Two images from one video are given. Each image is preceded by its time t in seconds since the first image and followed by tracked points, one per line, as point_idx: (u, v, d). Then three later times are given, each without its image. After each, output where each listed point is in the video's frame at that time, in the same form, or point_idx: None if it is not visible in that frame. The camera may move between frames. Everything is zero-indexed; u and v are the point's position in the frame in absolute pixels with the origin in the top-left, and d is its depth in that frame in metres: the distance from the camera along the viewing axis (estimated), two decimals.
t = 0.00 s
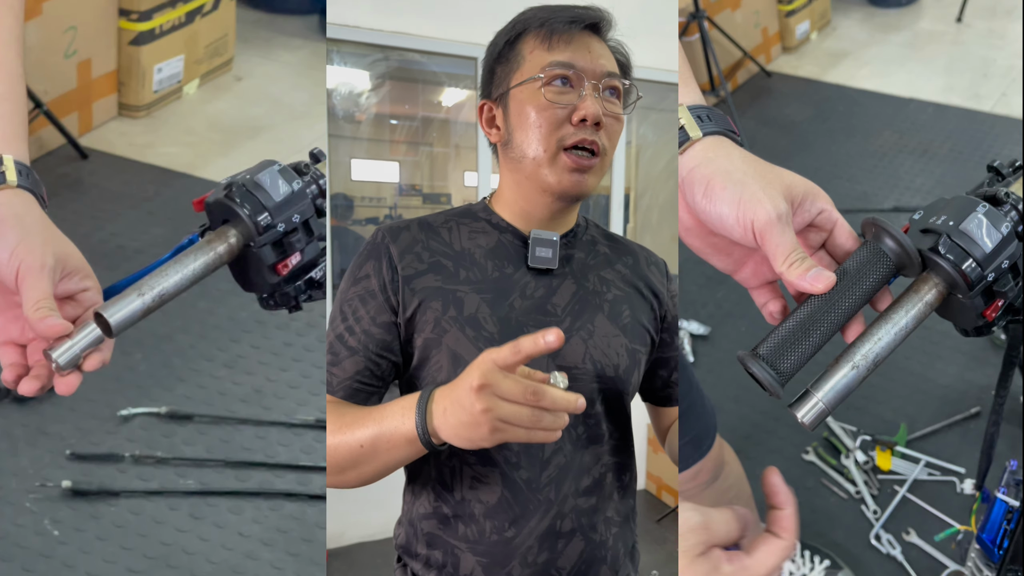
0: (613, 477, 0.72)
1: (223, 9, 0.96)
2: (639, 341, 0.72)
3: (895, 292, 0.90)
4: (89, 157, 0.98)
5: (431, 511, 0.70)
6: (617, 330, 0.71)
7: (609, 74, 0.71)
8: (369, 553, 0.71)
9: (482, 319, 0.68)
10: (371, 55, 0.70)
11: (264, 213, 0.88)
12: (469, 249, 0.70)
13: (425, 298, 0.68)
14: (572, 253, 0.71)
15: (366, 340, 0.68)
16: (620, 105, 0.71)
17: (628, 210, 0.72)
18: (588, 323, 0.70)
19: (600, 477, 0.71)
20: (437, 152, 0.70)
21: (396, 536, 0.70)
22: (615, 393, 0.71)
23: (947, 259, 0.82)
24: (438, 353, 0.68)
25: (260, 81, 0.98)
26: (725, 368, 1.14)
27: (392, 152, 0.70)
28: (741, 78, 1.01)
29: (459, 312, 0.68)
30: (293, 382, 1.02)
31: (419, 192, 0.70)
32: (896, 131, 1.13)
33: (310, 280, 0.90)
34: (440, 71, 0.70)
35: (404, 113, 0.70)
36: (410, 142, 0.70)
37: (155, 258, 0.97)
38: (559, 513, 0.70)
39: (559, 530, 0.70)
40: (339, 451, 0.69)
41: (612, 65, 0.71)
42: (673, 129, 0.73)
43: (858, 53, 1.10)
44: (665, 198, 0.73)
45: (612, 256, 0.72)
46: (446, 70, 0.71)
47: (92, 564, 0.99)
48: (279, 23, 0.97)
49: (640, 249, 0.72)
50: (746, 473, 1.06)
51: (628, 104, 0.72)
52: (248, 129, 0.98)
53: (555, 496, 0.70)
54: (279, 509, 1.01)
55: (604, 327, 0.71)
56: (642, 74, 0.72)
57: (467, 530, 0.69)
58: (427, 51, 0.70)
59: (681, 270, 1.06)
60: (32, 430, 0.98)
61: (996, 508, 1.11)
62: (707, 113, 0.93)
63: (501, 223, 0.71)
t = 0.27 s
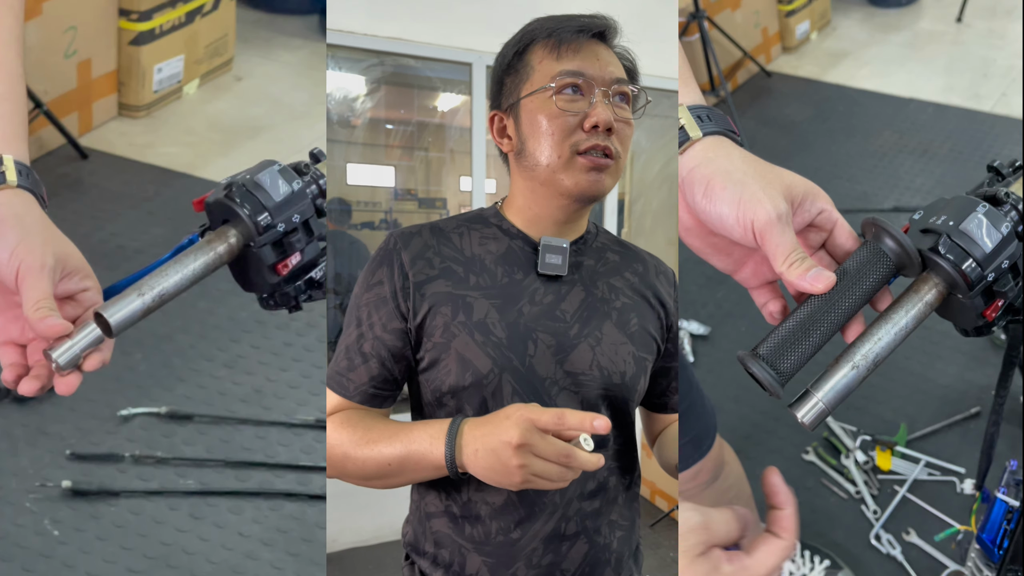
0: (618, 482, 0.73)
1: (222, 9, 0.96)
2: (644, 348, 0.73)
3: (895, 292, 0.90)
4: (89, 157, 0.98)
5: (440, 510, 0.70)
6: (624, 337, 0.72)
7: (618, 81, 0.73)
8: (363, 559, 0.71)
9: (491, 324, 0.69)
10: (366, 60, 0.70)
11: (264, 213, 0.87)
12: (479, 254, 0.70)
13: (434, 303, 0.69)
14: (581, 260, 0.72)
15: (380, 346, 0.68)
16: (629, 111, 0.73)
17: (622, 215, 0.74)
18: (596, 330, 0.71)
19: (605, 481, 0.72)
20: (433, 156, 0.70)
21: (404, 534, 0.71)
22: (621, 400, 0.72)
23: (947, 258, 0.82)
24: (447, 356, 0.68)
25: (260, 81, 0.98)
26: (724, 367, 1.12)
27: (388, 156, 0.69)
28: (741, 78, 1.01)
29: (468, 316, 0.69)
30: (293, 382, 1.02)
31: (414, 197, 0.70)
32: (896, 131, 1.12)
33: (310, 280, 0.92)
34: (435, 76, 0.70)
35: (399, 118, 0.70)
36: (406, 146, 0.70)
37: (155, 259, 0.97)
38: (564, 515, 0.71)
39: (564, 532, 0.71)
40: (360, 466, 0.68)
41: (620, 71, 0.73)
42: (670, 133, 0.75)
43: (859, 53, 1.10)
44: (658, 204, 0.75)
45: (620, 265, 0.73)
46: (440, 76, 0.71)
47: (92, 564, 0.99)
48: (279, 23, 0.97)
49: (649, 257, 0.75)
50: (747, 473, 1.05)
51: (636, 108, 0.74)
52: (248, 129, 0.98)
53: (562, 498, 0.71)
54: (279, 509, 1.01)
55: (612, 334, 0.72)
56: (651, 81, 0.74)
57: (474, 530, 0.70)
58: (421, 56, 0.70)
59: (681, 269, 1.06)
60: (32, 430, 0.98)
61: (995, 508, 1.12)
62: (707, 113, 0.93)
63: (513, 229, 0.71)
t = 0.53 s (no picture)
0: (620, 481, 0.75)
1: (222, 9, 0.96)
2: (650, 354, 0.76)
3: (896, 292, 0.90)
4: (89, 157, 0.98)
5: (446, 503, 0.74)
6: (630, 343, 0.75)
7: (603, 85, 0.75)
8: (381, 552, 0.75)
9: (502, 325, 0.73)
10: (361, 63, 0.73)
11: (264, 213, 0.88)
12: (492, 257, 0.74)
13: (448, 303, 0.73)
14: (591, 266, 0.76)
15: (393, 342, 0.72)
16: (615, 116, 0.75)
17: (616, 217, 0.77)
18: (602, 334, 0.75)
19: (605, 481, 0.75)
20: (426, 160, 0.73)
21: (410, 525, 0.74)
22: (626, 404, 0.75)
23: (947, 259, 0.81)
24: (459, 356, 0.72)
25: (260, 81, 0.98)
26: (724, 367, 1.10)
27: (382, 159, 0.73)
28: (741, 78, 1.01)
29: (480, 318, 0.73)
30: (293, 382, 1.02)
31: (408, 200, 0.73)
32: (896, 131, 1.13)
33: (310, 280, 0.93)
34: (429, 80, 0.74)
35: (393, 122, 0.73)
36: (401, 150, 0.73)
37: (155, 258, 0.97)
38: (566, 512, 0.74)
39: (565, 529, 0.74)
40: (367, 452, 0.72)
41: (607, 77, 0.75)
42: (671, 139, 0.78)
43: (858, 53, 1.10)
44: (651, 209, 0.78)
45: (628, 271, 0.77)
46: (435, 80, 0.74)
47: (92, 564, 0.98)
48: (279, 23, 0.97)
49: (659, 265, 0.77)
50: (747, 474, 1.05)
51: (621, 112, 0.75)
52: (248, 129, 0.98)
53: (563, 497, 0.74)
54: (279, 509, 1.01)
55: (619, 339, 0.75)
56: (661, 90, 0.77)
57: (477, 524, 0.73)
58: (416, 60, 0.74)
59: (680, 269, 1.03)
60: (32, 430, 0.98)
61: (996, 508, 1.12)
62: (707, 113, 0.93)
63: (524, 233, 0.75)
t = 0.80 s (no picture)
0: (616, 484, 0.72)
1: (222, 9, 0.96)
2: (652, 361, 0.73)
3: (895, 292, 0.90)
4: (89, 157, 0.98)
5: (442, 494, 0.72)
6: (632, 350, 0.73)
7: (613, 98, 0.72)
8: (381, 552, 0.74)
9: (507, 327, 0.71)
10: (353, 66, 0.73)
11: (264, 213, 0.87)
12: (499, 259, 0.72)
13: (454, 303, 0.71)
14: (597, 271, 0.73)
15: (402, 339, 0.70)
16: (623, 131, 0.71)
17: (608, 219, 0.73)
18: (605, 340, 0.72)
19: (601, 486, 0.72)
20: (419, 162, 0.72)
21: (410, 512, 0.73)
22: (626, 412, 0.72)
23: (947, 259, 0.81)
24: (464, 355, 0.70)
25: (260, 81, 0.98)
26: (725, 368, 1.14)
27: (373, 162, 0.72)
28: (741, 78, 1.01)
29: (485, 318, 0.71)
30: (293, 382, 1.02)
31: (400, 203, 0.72)
32: (897, 131, 1.13)
33: (310, 280, 0.93)
34: (421, 83, 0.72)
35: (385, 124, 0.72)
36: (393, 152, 0.72)
37: (155, 258, 0.97)
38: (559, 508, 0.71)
39: (557, 526, 0.71)
40: (373, 449, 0.70)
41: (617, 89, 0.72)
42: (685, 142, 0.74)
43: (858, 53, 1.10)
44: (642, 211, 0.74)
45: (634, 277, 0.74)
46: (426, 83, 0.72)
47: (92, 564, 0.98)
48: (279, 23, 0.98)
49: (666, 269, 0.74)
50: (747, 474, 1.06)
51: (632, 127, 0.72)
52: (248, 129, 0.98)
53: (559, 495, 0.71)
54: (279, 509, 1.01)
55: (621, 346, 0.72)
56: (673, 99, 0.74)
57: (472, 516, 0.71)
58: (406, 62, 0.72)
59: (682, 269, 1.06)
60: (33, 430, 0.99)
61: (995, 508, 1.11)
62: (706, 113, 0.93)
63: (532, 236, 0.72)
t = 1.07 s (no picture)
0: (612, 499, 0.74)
1: (222, 9, 0.96)
2: (646, 374, 0.75)
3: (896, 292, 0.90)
4: (89, 157, 0.98)
5: (436, 498, 0.73)
6: (626, 361, 0.74)
7: (614, 103, 0.73)
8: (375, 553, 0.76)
9: (495, 336, 0.72)
10: (341, 67, 0.72)
11: (264, 213, 0.88)
12: (492, 266, 0.73)
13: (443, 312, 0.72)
14: (591, 282, 0.75)
15: (393, 345, 0.72)
16: (624, 136, 0.73)
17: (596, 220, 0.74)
18: (597, 352, 0.74)
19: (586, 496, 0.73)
20: (407, 164, 0.73)
21: (405, 514, 0.74)
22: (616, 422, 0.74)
23: (947, 259, 0.81)
24: (450, 363, 0.72)
25: (260, 81, 0.98)
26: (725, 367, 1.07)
27: (361, 163, 0.73)
28: (742, 78, 1.00)
29: (473, 327, 0.72)
30: (293, 382, 1.02)
31: (389, 204, 0.72)
32: (896, 131, 1.13)
33: (310, 280, 0.92)
34: (408, 84, 0.73)
35: (373, 125, 0.73)
36: (382, 154, 0.73)
37: (155, 258, 0.97)
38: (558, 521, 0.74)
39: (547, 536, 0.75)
40: (383, 462, 0.73)
41: (618, 93, 0.73)
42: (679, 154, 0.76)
43: (858, 53, 1.10)
44: (629, 214, 0.76)
45: (632, 289, 0.75)
46: (413, 84, 0.73)
47: (92, 564, 0.98)
48: (279, 23, 0.97)
49: (666, 282, 0.76)
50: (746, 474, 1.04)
51: (633, 132, 0.73)
52: (248, 129, 0.98)
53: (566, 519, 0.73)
54: (279, 509, 1.01)
55: (615, 357, 0.74)
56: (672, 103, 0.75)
57: (464, 522, 0.74)
58: (395, 64, 0.73)
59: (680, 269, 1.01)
60: (32, 430, 0.98)
61: (996, 507, 1.14)
62: (707, 113, 0.92)
63: (527, 244, 0.74)
